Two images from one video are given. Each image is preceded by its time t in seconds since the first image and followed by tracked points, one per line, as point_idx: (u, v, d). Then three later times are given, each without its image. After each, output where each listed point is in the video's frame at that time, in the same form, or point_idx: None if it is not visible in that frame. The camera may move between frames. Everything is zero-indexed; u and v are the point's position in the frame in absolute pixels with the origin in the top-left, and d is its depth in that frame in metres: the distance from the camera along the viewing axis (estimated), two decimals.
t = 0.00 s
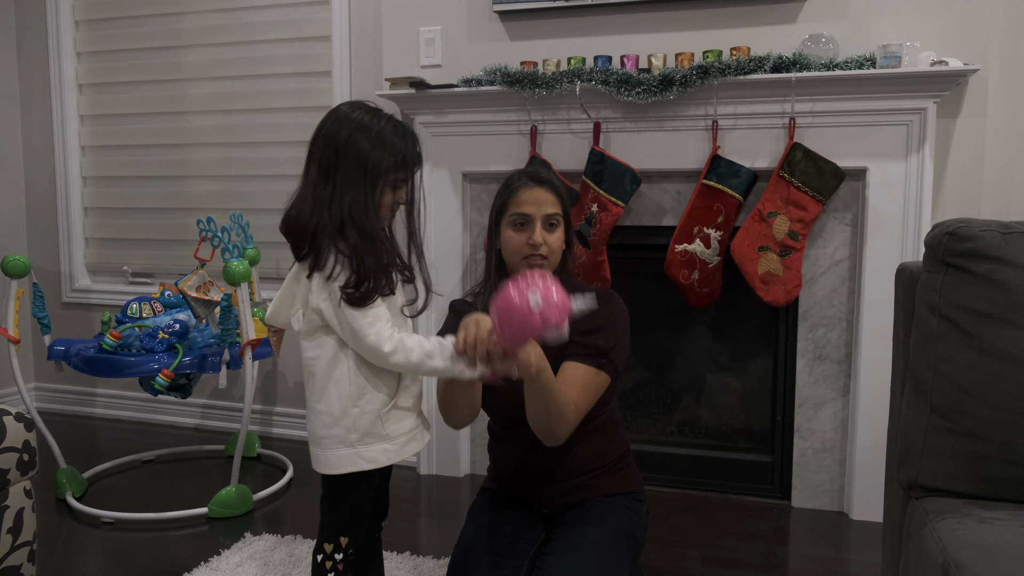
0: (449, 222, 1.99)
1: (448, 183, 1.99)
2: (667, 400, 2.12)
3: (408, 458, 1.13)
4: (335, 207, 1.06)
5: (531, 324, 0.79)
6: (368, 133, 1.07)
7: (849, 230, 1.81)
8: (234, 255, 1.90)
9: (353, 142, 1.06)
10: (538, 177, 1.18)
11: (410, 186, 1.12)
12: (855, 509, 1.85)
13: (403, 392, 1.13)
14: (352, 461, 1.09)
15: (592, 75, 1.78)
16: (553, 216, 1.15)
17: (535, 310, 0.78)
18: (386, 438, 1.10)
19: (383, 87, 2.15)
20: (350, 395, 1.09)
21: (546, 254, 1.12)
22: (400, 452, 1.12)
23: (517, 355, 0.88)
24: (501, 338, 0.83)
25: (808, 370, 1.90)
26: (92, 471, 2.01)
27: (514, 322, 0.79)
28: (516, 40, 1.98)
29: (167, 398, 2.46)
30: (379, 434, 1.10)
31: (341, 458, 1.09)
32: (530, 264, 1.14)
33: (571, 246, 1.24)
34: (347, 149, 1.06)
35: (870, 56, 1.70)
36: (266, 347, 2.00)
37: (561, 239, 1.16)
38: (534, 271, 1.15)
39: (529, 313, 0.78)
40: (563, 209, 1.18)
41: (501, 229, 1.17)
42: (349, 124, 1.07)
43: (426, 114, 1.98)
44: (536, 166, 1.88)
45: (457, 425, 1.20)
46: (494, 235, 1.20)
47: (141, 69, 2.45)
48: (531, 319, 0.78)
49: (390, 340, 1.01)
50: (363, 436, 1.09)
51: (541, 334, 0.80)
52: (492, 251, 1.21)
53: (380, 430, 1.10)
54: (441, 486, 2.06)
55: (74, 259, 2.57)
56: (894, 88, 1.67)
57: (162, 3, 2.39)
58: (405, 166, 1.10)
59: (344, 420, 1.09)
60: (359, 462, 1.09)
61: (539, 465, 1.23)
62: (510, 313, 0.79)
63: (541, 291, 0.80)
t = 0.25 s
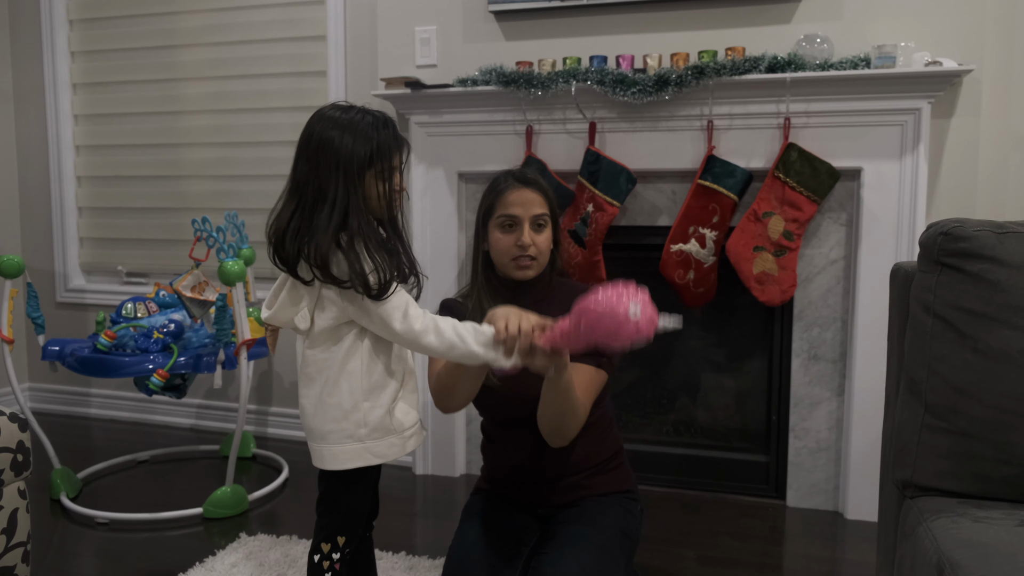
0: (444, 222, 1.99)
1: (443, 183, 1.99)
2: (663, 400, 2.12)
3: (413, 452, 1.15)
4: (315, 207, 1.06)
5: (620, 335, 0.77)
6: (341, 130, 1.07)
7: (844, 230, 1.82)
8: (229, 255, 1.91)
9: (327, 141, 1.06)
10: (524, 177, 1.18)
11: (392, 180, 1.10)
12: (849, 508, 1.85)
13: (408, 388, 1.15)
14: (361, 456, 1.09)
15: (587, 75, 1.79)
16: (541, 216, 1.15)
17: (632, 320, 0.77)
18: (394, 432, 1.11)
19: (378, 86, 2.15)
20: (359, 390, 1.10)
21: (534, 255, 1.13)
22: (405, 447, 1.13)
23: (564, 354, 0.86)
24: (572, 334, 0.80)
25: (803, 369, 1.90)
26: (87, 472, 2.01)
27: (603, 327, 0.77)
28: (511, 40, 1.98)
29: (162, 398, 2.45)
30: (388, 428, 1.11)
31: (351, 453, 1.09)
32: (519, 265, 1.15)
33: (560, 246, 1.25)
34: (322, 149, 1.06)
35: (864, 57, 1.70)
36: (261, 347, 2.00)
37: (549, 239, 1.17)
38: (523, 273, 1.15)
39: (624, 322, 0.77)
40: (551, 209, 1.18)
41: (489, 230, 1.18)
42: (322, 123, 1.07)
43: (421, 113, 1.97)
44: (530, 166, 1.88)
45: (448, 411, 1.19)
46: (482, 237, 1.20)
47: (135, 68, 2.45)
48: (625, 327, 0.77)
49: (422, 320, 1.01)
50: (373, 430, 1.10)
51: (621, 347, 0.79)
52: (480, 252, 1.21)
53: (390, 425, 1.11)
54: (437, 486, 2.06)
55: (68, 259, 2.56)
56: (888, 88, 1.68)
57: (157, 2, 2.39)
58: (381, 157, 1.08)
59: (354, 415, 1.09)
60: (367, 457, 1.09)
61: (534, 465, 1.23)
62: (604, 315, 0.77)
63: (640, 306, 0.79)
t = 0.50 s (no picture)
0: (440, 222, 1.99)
1: (440, 183, 1.99)
2: (659, 401, 2.12)
3: (407, 454, 1.14)
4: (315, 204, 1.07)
5: (534, 303, 0.79)
6: (353, 133, 1.07)
7: (840, 231, 1.82)
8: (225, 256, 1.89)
9: (337, 142, 1.06)
10: (523, 179, 1.18)
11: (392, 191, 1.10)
12: (845, 509, 1.85)
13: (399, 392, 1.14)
14: (352, 459, 1.09)
15: (583, 75, 1.79)
16: (539, 218, 1.15)
17: (537, 287, 0.79)
18: (385, 435, 1.10)
19: (374, 87, 2.15)
20: (347, 394, 1.09)
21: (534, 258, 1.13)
22: (398, 449, 1.12)
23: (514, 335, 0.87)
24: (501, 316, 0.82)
25: (799, 370, 1.91)
26: (82, 473, 2.00)
27: (512, 300, 0.80)
28: (507, 41, 1.98)
29: (157, 398, 2.45)
30: (378, 431, 1.10)
31: (340, 457, 1.09)
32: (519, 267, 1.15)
33: (558, 246, 1.25)
34: (330, 149, 1.07)
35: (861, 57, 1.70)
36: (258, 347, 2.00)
37: (547, 241, 1.17)
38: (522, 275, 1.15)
39: (530, 290, 0.79)
40: (548, 210, 1.19)
41: (488, 232, 1.17)
42: (335, 123, 1.08)
43: (418, 114, 1.97)
44: (527, 167, 1.88)
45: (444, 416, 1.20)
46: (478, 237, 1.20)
47: (131, 68, 2.44)
48: (531, 295, 0.79)
49: (387, 335, 1.01)
50: (362, 434, 1.09)
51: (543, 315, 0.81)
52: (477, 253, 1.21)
53: (380, 428, 1.10)
54: (433, 486, 2.06)
55: (63, 260, 2.55)
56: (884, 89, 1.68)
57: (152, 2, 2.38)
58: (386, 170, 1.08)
59: (342, 419, 1.09)
60: (358, 460, 1.09)
61: (527, 464, 1.23)
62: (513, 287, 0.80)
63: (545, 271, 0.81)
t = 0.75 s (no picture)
0: (436, 221, 1.99)
1: (436, 182, 1.99)
2: (655, 400, 2.12)
3: (386, 457, 1.13)
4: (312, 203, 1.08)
5: (573, 367, 0.78)
6: (334, 130, 1.09)
7: (836, 230, 1.82)
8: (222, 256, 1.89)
9: (333, 138, 1.09)
10: (512, 178, 1.18)
11: (391, 168, 1.11)
12: (841, 508, 1.86)
13: (391, 393, 1.13)
14: (332, 455, 1.08)
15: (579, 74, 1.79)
16: (529, 218, 1.15)
17: (579, 352, 0.77)
18: (368, 435, 1.10)
19: (371, 86, 2.14)
20: (337, 388, 1.09)
21: (525, 257, 1.13)
22: (378, 451, 1.11)
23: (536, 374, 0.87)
24: (532, 364, 0.80)
25: (795, 369, 1.91)
26: (78, 472, 2.00)
27: (553, 360, 0.77)
28: (504, 40, 1.98)
29: (153, 398, 2.45)
30: (362, 430, 1.10)
31: (321, 450, 1.08)
32: (510, 267, 1.15)
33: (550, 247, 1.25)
34: (318, 150, 1.09)
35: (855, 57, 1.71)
36: (254, 347, 1.99)
37: (538, 241, 1.17)
38: (514, 274, 1.15)
39: (573, 356, 0.77)
40: (539, 210, 1.19)
41: (479, 232, 1.17)
42: (330, 123, 1.10)
43: (414, 113, 1.97)
44: (523, 166, 1.89)
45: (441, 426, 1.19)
46: (469, 238, 1.20)
47: (126, 67, 2.44)
48: (573, 359, 0.77)
49: (402, 330, 1.00)
50: (347, 431, 1.09)
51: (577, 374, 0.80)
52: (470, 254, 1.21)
53: (364, 427, 1.09)
54: (430, 486, 2.06)
55: (59, 259, 2.55)
56: (880, 89, 1.68)
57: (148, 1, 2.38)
58: (375, 148, 1.09)
59: (329, 413, 1.09)
60: (338, 457, 1.09)
61: (522, 463, 1.23)
62: (558, 352, 0.77)
63: (587, 335, 0.78)
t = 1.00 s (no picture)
0: (433, 220, 1.99)
1: (433, 182, 1.99)
2: (652, 399, 2.12)
3: (389, 456, 1.13)
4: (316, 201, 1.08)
5: (563, 351, 0.78)
6: (354, 129, 1.08)
7: (833, 230, 1.82)
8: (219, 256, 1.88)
9: (348, 139, 1.08)
10: (511, 178, 1.18)
11: (400, 180, 1.10)
12: (838, 507, 1.86)
13: (392, 391, 1.13)
14: (333, 453, 1.08)
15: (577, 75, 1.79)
16: (528, 217, 1.15)
17: (568, 335, 0.78)
18: (369, 433, 1.10)
19: (368, 86, 2.14)
20: (337, 386, 1.09)
21: (523, 257, 1.13)
22: (380, 451, 1.11)
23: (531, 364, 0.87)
24: (522, 350, 0.81)
25: (793, 368, 1.91)
26: (74, 473, 2.00)
27: (543, 344, 0.78)
28: (501, 40, 1.98)
29: (150, 398, 2.44)
30: (363, 428, 1.09)
31: (322, 448, 1.08)
32: (508, 267, 1.15)
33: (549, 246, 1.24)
34: (332, 146, 1.08)
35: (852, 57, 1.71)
36: (252, 347, 1.99)
37: (536, 240, 1.17)
38: (512, 274, 1.15)
39: (562, 339, 0.78)
40: (537, 209, 1.18)
41: (478, 232, 1.17)
42: (346, 122, 1.09)
43: (411, 113, 1.97)
44: (521, 166, 1.89)
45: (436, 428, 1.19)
46: (467, 238, 1.19)
47: (122, 67, 2.43)
48: (562, 342, 0.78)
49: (398, 326, 1.01)
50: (349, 428, 1.08)
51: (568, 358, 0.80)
52: (467, 255, 1.21)
53: (365, 425, 1.09)
54: (427, 486, 2.06)
55: (55, 259, 2.54)
56: (877, 89, 1.69)
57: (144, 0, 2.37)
58: (388, 157, 1.08)
59: (329, 411, 1.08)
60: (339, 455, 1.08)
61: (521, 462, 1.23)
62: (546, 336, 0.78)
63: (575, 319, 0.79)
